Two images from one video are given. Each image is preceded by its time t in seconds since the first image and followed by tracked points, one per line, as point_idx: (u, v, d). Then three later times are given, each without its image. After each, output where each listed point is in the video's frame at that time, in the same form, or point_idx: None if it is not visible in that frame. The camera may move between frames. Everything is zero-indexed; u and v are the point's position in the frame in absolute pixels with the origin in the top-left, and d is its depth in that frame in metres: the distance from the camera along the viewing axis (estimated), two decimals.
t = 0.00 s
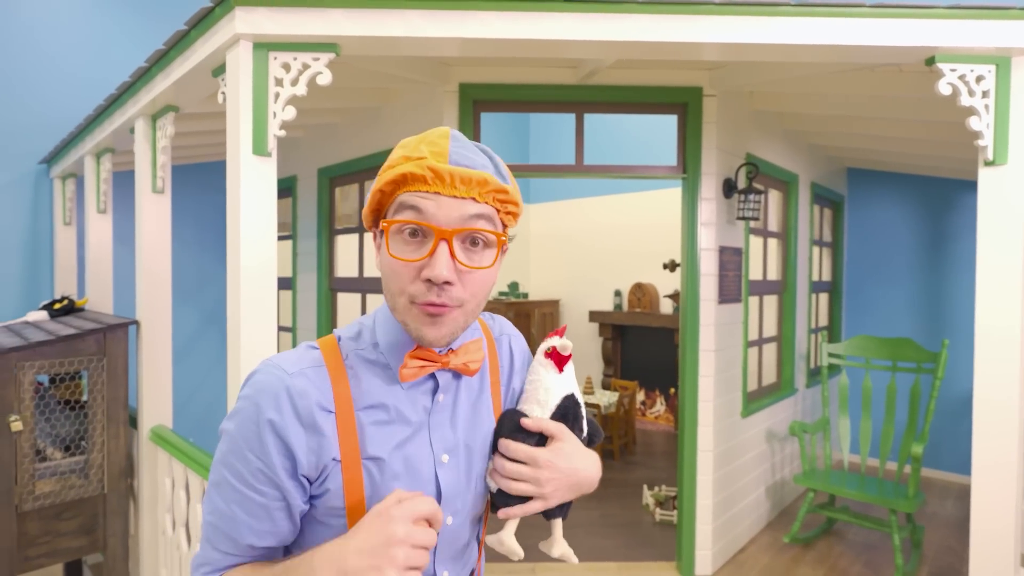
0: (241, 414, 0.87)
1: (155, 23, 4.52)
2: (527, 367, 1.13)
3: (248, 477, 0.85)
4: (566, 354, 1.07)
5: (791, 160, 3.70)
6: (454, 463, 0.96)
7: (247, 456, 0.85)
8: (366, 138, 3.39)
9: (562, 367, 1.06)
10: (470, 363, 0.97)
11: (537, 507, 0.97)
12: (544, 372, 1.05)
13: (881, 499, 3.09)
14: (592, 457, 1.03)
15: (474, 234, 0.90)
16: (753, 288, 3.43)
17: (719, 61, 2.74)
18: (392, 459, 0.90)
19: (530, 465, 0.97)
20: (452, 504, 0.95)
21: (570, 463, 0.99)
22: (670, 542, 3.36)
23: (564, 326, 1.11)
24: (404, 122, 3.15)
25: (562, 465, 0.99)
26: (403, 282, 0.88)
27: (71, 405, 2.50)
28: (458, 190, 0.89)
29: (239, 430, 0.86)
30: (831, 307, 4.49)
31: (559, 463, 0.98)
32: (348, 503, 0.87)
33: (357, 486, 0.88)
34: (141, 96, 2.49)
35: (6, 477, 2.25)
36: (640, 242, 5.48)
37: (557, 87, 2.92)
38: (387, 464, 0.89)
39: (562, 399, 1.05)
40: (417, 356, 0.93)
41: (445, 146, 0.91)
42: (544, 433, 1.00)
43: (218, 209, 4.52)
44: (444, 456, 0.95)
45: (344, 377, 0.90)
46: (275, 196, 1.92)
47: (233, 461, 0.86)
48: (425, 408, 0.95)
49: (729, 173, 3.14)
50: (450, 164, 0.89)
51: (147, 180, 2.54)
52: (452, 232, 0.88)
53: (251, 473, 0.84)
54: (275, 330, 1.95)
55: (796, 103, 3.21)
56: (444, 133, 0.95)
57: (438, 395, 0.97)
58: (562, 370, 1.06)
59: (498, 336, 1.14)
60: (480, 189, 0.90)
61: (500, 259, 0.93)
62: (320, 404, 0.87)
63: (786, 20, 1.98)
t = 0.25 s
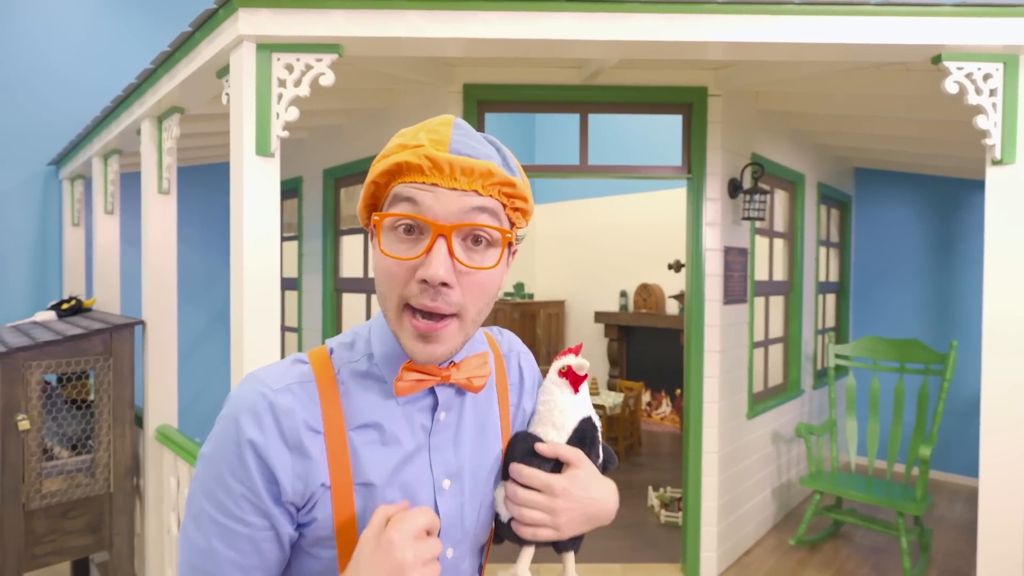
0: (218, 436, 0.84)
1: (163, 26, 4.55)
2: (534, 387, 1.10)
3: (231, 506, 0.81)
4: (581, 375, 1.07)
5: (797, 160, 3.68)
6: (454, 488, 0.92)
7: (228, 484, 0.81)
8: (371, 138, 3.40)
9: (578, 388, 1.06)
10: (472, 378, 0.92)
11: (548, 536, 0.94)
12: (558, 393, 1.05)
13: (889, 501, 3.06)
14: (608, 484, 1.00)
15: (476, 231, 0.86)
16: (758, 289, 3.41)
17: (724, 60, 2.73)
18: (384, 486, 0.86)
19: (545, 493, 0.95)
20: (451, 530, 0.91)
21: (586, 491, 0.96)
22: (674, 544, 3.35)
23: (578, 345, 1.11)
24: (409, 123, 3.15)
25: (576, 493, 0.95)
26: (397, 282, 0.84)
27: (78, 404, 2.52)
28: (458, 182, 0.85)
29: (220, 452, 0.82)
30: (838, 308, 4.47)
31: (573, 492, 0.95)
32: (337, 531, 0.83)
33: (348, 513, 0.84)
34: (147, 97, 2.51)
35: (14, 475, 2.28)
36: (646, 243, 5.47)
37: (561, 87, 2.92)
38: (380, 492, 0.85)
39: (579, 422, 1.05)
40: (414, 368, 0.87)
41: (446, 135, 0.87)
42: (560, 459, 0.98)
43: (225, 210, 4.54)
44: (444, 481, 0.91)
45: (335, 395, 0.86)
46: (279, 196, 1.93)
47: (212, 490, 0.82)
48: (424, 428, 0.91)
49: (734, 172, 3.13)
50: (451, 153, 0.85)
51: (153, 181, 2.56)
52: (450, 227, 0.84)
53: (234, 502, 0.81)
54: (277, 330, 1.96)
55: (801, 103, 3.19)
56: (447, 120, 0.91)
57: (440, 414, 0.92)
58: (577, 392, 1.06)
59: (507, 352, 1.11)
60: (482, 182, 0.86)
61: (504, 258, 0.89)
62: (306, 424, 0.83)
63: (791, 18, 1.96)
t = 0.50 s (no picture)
0: (186, 482, 0.80)
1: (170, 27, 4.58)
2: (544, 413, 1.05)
3: (198, 563, 0.76)
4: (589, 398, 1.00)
5: (803, 159, 3.66)
6: (454, 526, 0.87)
7: (197, 538, 0.77)
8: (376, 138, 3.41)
9: (585, 414, 1.00)
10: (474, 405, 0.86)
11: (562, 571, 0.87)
12: (565, 418, 0.98)
13: (897, 503, 3.03)
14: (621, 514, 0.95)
15: (483, 244, 0.81)
16: (764, 289, 3.39)
17: (729, 58, 2.72)
18: (378, 528, 0.81)
19: (560, 522, 0.88)
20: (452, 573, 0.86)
21: (602, 520, 0.91)
22: (679, 545, 3.33)
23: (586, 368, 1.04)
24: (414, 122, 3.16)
25: (592, 523, 0.89)
26: (393, 307, 0.78)
27: (84, 403, 2.54)
28: (461, 188, 0.79)
29: (189, 503, 0.78)
30: (845, 308, 4.44)
31: (588, 521, 0.89)
32: None
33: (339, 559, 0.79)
34: (153, 98, 2.53)
35: (21, 472, 2.29)
36: (652, 243, 5.45)
37: (565, 86, 2.91)
38: (374, 535, 0.80)
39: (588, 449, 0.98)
40: (408, 397, 0.82)
41: (446, 135, 0.81)
42: (573, 486, 0.92)
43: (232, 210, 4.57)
44: (443, 519, 0.86)
45: (319, 431, 0.82)
46: (281, 196, 1.94)
47: (179, 544, 0.78)
48: (420, 461, 0.87)
49: (739, 172, 3.11)
50: (453, 155, 0.79)
51: (158, 181, 2.57)
52: (454, 241, 0.78)
53: (201, 557, 0.76)
54: (281, 329, 1.97)
55: (808, 102, 3.17)
56: (442, 111, 0.85)
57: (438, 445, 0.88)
58: (585, 418, 1.00)
59: (512, 379, 1.05)
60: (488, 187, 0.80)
61: (514, 275, 0.83)
62: (285, 464, 0.79)
63: (796, 16, 1.95)
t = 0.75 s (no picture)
0: (168, 484, 0.81)
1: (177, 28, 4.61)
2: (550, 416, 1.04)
3: (177, 569, 0.77)
4: (602, 408, 0.96)
5: (809, 159, 3.65)
6: (451, 540, 0.88)
7: (176, 544, 0.78)
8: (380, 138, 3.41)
9: (597, 422, 0.97)
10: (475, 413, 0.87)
11: None
12: (574, 427, 0.95)
13: (903, 505, 3.01)
14: (629, 536, 0.91)
15: (487, 248, 0.80)
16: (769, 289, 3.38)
17: (734, 57, 2.71)
18: (367, 544, 0.81)
19: (558, 545, 0.86)
20: None
21: (604, 544, 0.87)
22: (683, 546, 3.32)
23: (601, 373, 1.01)
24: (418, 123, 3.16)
25: (592, 547, 0.86)
26: (393, 316, 0.77)
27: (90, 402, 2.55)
28: (461, 188, 0.77)
29: (170, 507, 0.79)
30: (851, 309, 4.42)
31: (589, 545, 0.86)
32: None
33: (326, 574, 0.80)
34: (159, 99, 2.54)
35: (27, 471, 2.31)
36: (657, 243, 5.44)
37: (569, 85, 2.91)
38: (363, 550, 0.80)
39: (597, 462, 0.95)
40: (405, 405, 0.82)
41: (445, 131, 0.79)
42: (574, 505, 0.89)
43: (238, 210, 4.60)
44: (439, 532, 0.87)
45: (307, 441, 0.81)
46: (285, 195, 1.94)
47: (158, 550, 0.79)
48: (418, 472, 0.87)
49: (744, 171, 3.10)
50: (451, 152, 0.77)
51: (164, 182, 2.58)
52: (455, 246, 0.77)
53: (180, 564, 0.77)
54: (284, 328, 1.97)
55: (813, 101, 3.16)
56: (439, 98, 0.82)
57: (438, 455, 0.88)
58: (596, 426, 0.97)
59: (519, 382, 1.05)
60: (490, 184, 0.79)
61: (519, 279, 0.82)
62: (270, 475, 0.80)
63: (800, 14, 1.94)
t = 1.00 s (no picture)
0: (162, 455, 0.83)
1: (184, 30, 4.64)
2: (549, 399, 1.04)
3: (172, 537, 0.80)
4: (600, 388, 0.97)
5: (813, 158, 3.64)
6: (446, 526, 0.88)
7: (171, 512, 0.80)
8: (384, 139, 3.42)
9: (595, 402, 0.97)
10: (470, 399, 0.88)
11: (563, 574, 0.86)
12: (573, 408, 0.96)
13: (908, 505, 2.99)
14: (631, 516, 0.91)
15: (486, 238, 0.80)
16: (773, 289, 3.37)
17: (738, 57, 2.70)
18: (356, 525, 0.81)
19: (557, 527, 0.86)
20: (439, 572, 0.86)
21: (605, 523, 0.87)
22: (687, 546, 3.32)
23: (599, 352, 1.01)
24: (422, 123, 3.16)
25: (594, 526, 0.86)
26: (390, 309, 0.77)
27: (95, 401, 2.56)
28: (460, 177, 0.77)
29: (164, 477, 0.81)
30: (856, 309, 4.40)
31: (590, 524, 0.86)
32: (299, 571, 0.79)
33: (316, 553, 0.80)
34: (163, 100, 2.55)
35: (33, 469, 2.32)
36: (661, 243, 5.43)
37: (573, 86, 2.91)
38: (353, 531, 0.81)
39: (596, 442, 0.95)
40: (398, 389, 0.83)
41: (443, 118, 0.79)
42: (572, 485, 0.90)
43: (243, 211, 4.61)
44: (434, 517, 0.87)
45: (297, 419, 0.82)
46: (288, 195, 1.95)
47: (156, 518, 0.81)
48: (412, 456, 0.87)
49: (748, 171, 3.09)
50: (450, 137, 0.77)
51: (169, 182, 2.59)
52: (454, 237, 0.77)
53: (175, 533, 0.79)
54: (287, 327, 1.98)
55: (818, 100, 3.15)
56: (435, 82, 0.82)
57: (432, 439, 0.88)
58: (595, 406, 0.97)
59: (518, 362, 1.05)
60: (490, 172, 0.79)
61: (520, 273, 0.83)
62: (259, 450, 0.81)
63: (804, 14, 1.94)
